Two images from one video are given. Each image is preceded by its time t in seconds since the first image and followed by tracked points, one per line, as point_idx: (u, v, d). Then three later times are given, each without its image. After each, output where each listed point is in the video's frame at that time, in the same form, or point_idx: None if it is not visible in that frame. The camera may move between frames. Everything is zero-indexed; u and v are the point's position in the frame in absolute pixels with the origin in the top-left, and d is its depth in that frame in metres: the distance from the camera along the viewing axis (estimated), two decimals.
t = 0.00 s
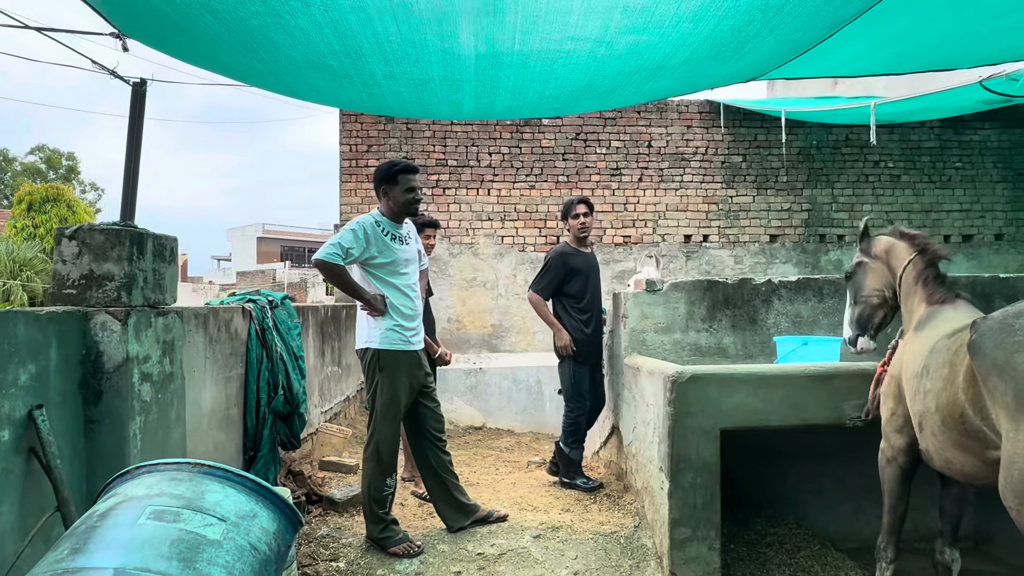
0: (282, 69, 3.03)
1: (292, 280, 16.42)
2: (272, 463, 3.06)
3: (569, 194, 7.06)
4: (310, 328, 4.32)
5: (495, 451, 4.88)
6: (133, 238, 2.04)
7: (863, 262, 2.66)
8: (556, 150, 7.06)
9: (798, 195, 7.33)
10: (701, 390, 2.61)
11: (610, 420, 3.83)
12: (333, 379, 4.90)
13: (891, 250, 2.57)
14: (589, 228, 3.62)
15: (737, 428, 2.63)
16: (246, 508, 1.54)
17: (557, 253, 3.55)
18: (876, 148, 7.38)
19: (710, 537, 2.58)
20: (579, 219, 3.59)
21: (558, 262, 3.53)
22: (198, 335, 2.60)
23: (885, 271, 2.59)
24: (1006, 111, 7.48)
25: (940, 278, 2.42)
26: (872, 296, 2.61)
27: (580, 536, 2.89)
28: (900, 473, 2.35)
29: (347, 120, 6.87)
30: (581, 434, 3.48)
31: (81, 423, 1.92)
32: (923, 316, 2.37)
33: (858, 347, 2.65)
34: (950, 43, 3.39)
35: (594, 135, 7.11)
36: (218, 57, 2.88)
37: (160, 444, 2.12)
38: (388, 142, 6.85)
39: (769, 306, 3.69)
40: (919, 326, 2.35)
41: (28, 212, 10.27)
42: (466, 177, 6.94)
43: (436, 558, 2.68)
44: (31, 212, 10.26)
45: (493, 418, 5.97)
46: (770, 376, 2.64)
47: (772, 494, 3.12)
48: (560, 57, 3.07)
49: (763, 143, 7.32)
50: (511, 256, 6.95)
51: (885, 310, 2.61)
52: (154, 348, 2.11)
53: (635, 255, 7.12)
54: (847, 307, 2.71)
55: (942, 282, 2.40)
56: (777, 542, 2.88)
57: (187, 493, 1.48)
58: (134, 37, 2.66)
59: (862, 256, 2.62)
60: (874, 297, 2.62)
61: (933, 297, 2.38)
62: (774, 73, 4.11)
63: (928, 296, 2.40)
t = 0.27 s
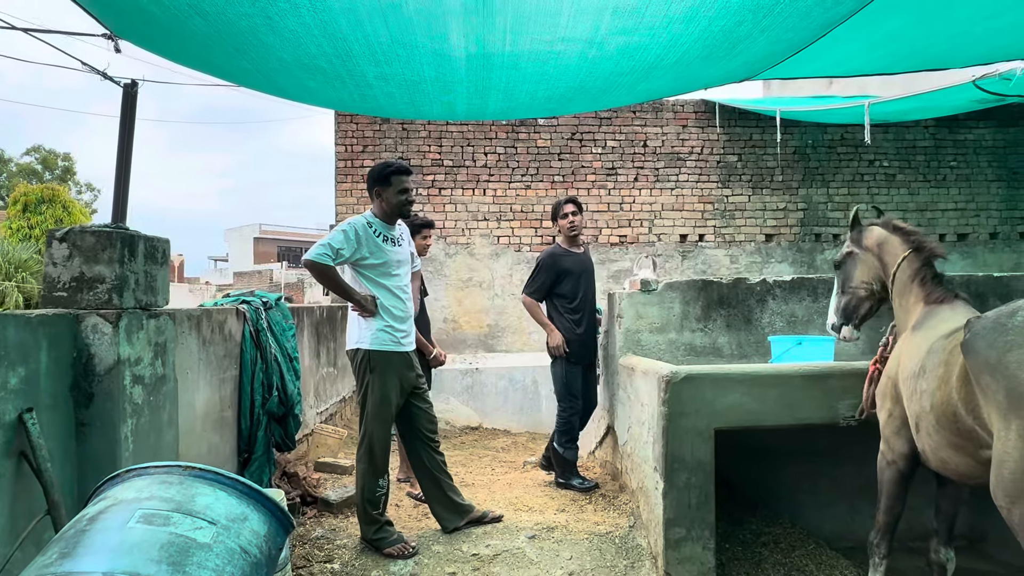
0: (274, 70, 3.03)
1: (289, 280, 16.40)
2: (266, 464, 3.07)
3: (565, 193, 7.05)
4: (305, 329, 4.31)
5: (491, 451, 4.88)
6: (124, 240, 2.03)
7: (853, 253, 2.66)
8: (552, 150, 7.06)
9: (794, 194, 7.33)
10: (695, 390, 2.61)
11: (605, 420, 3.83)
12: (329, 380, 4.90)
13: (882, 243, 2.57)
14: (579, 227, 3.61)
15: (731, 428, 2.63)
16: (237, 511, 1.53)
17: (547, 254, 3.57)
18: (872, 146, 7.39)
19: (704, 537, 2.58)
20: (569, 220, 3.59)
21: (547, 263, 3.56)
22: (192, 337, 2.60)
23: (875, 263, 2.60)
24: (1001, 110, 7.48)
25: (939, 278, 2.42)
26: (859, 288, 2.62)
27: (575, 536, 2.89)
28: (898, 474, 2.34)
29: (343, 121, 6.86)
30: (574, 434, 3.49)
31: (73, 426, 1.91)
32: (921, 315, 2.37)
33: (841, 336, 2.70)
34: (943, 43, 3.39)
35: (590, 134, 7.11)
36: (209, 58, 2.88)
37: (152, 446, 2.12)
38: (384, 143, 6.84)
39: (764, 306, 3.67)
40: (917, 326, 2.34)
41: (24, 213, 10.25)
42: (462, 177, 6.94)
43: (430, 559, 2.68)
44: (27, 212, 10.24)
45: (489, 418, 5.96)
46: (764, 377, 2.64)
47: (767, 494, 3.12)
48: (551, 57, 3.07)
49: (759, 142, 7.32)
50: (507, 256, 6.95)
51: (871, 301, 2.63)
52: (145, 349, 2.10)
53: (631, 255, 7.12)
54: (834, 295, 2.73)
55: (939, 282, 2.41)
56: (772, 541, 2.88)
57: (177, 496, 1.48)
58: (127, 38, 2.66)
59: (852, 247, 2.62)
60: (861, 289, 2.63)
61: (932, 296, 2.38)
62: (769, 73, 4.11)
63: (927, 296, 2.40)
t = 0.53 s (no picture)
0: (267, 71, 3.01)
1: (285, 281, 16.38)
2: (261, 466, 3.06)
3: (561, 194, 7.05)
4: (300, 330, 4.30)
5: (487, 452, 4.87)
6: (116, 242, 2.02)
7: (840, 250, 2.67)
8: (548, 150, 7.05)
9: (790, 194, 7.34)
10: (691, 391, 2.61)
11: (600, 421, 3.83)
12: (325, 382, 4.88)
13: (869, 240, 2.58)
14: (572, 228, 3.60)
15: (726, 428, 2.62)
16: (228, 516, 1.52)
17: (539, 254, 3.58)
18: (867, 146, 7.40)
19: (701, 538, 2.58)
20: (562, 220, 3.58)
21: (539, 263, 3.56)
22: (186, 340, 2.59)
23: (860, 260, 2.60)
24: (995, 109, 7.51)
25: (931, 278, 2.42)
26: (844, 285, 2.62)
27: (571, 538, 2.88)
28: (896, 475, 2.33)
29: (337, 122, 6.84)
30: (568, 434, 3.47)
31: (65, 429, 1.90)
32: (916, 316, 2.37)
33: (828, 334, 2.71)
34: (936, 44, 3.40)
35: (585, 134, 7.10)
36: (200, 59, 2.86)
37: (145, 450, 2.10)
38: (379, 143, 6.82)
39: (760, 306, 3.67)
40: (914, 326, 2.34)
41: (17, 214, 10.21)
42: (457, 177, 6.93)
43: (426, 561, 2.67)
44: (20, 214, 10.19)
45: (486, 419, 5.95)
46: (759, 377, 2.64)
47: (763, 494, 3.12)
48: (545, 57, 3.06)
49: (754, 142, 7.32)
50: (503, 257, 6.94)
51: (855, 299, 2.64)
52: (138, 353, 2.09)
53: (627, 255, 7.12)
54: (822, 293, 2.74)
55: (932, 281, 2.41)
56: (768, 541, 2.88)
57: (168, 500, 1.47)
58: (117, 39, 2.64)
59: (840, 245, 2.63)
60: (846, 287, 2.64)
61: (928, 297, 2.38)
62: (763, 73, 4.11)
63: (921, 296, 2.40)
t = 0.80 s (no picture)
0: (258, 71, 2.99)
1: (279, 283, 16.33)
2: (253, 470, 3.04)
3: (555, 194, 7.05)
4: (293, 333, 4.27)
5: (482, 454, 4.85)
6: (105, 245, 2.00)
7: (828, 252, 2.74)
8: (542, 150, 7.04)
9: (784, 194, 7.35)
10: (685, 392, 2.60)
11: (594, 422, 3.81)
12: (318, 384, 4.86)
13: (857, 243, 2.64)
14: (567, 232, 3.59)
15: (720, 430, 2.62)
16: (217, 522, 1.51)
17: (532, 254, 3.57)
18: (860, 146, 7.41)
19: (695, 540, 2.57)
20: (558, 224, 3.56)
21: (532, 262, 3.56)
22: (176, 343, 2.57)
23: (845, 262, 2.66)
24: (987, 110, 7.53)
25: (919, 278, 2.44)
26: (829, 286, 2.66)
27: (565, 540, 2.87)
28: (889, 477, 2.33)
29: (331, 122, 6.82)
30: (565, 434, 3.44)
31: (52, 435, 1.88)
32: (907, 315, 2.37)
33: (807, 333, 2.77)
34: (928, 45, 3.41)
35: (579, 135, 7.10)
36: (190, 60, 2.84)
37: (134, 455, 2.09)
38: (372, 144, 6.80)
39: (753, 307, 3.67)
40: (904, 327, 2.33)
41: (8, 215, 10.13)
42: (451, 178, 6.91)
43: (419, 565, 2.66)
44: (11, 215, 10.12)
45: (480, 420, 5.94)
46: (753, 378, 2.63)
47: (757, 495, 3.11)
48: (537, 59, 3.05)
49: (748, 142, 7.33)
50: (497, 257, 6.93)
51: (837, 300, 2.68)
52: (127, 357, 2.07)
53: (622, 255, 7.12)
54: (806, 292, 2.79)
55: (920, 281, 2.43)
56: (762, 543, 2.88)
57: (156, 507, 1.45)
58: (106, 39, 2.62)
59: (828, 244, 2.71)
60: (829, 288, 2.69)
61: (917, 296, 2.38)
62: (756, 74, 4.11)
63: (911, 296, 2.40)
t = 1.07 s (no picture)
0: (242, 70, 2.97)
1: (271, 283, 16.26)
2: (240, 472, 3.02)
3: (546, 194, 7.04)
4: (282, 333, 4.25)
5: (473, 455, 4.84)
6: (86, 246, 1.98)
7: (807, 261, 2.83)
8: (532, 150, 7.04)
9: (775, 193, 7.37)
10: (675, 393, 2.60)
11: (584, 422, 3.81)
12: (307, 385, 4.83)
13: (832, 249, 2.70)
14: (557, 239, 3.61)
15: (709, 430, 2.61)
16: (198, 526, 1.49)
17: (518, 257, 3.60)
18: (849, 146, 7.44)
19: (685, 540, 2.57)
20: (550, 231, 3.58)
21: (518, 265, 3.59)
22: (160, 344, 2.56)
23: (820, 270, 2.76)
24: (976, 110, 7.57)
25: (894, 278, 2.46)
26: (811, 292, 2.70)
27: (555, 541, 2.87)
28: (877, 475, 2.33)
29: (320, 122, 6.79)
30: (550, 431, 3.46)
31: (32, 438, 1.86)
32: (888, 314, 2.38)
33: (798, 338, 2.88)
34: (914, 45, 3.42)
35: (570, 135, 7.10)
36: (172, 58, 2.81)
37: (117, 458, 2.06)
38: (362, 144, 6.78)
39: (743, 307, 3.67)
40: (884, 327, 2.33)
41: None
42: (442, 178, 6.90)
43: (407, 567, 2.64)
44: None
45: (471, 421, 5.92)
46: (742, 377, 2.63)
47: (747, 494, 3.11)
48: (523, 57, 3.05)
49: (738, 142, 7.35)
50: (488, 258, 6.92)
51: (818, 305, 2.80)
52: (108, 359, 2.05)
53: (613, 255, 7.12)
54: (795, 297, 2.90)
55: (893, 281, 2.46)
56: (752, 542, 2.88)
57: (135, 511, 1.43)
58: (88, 36, 2.59)
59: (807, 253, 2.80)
60: (810, 294, 2.79)
61: (893, 296, 2.41)
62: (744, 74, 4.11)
63: (888, 296, 2.43)
